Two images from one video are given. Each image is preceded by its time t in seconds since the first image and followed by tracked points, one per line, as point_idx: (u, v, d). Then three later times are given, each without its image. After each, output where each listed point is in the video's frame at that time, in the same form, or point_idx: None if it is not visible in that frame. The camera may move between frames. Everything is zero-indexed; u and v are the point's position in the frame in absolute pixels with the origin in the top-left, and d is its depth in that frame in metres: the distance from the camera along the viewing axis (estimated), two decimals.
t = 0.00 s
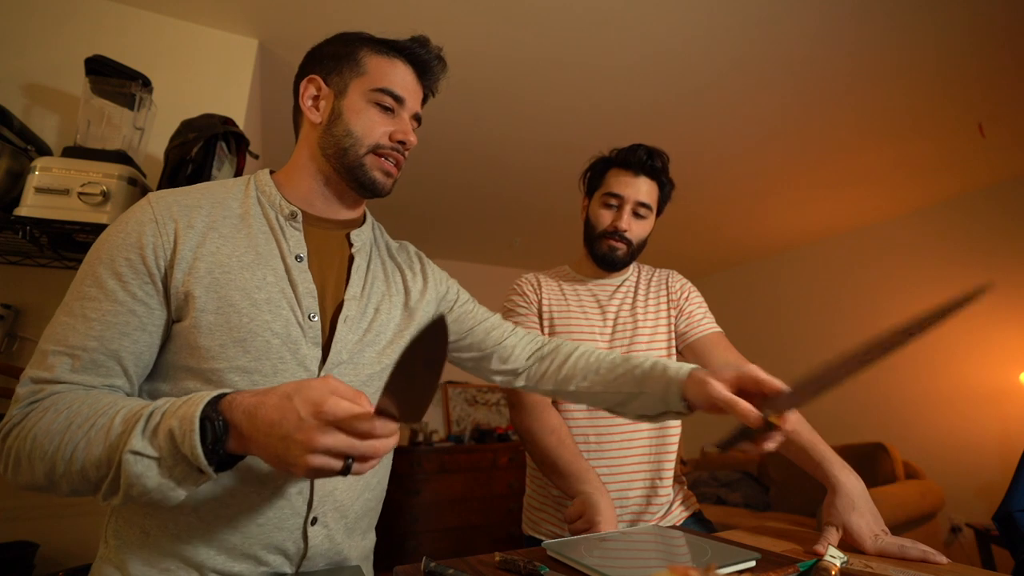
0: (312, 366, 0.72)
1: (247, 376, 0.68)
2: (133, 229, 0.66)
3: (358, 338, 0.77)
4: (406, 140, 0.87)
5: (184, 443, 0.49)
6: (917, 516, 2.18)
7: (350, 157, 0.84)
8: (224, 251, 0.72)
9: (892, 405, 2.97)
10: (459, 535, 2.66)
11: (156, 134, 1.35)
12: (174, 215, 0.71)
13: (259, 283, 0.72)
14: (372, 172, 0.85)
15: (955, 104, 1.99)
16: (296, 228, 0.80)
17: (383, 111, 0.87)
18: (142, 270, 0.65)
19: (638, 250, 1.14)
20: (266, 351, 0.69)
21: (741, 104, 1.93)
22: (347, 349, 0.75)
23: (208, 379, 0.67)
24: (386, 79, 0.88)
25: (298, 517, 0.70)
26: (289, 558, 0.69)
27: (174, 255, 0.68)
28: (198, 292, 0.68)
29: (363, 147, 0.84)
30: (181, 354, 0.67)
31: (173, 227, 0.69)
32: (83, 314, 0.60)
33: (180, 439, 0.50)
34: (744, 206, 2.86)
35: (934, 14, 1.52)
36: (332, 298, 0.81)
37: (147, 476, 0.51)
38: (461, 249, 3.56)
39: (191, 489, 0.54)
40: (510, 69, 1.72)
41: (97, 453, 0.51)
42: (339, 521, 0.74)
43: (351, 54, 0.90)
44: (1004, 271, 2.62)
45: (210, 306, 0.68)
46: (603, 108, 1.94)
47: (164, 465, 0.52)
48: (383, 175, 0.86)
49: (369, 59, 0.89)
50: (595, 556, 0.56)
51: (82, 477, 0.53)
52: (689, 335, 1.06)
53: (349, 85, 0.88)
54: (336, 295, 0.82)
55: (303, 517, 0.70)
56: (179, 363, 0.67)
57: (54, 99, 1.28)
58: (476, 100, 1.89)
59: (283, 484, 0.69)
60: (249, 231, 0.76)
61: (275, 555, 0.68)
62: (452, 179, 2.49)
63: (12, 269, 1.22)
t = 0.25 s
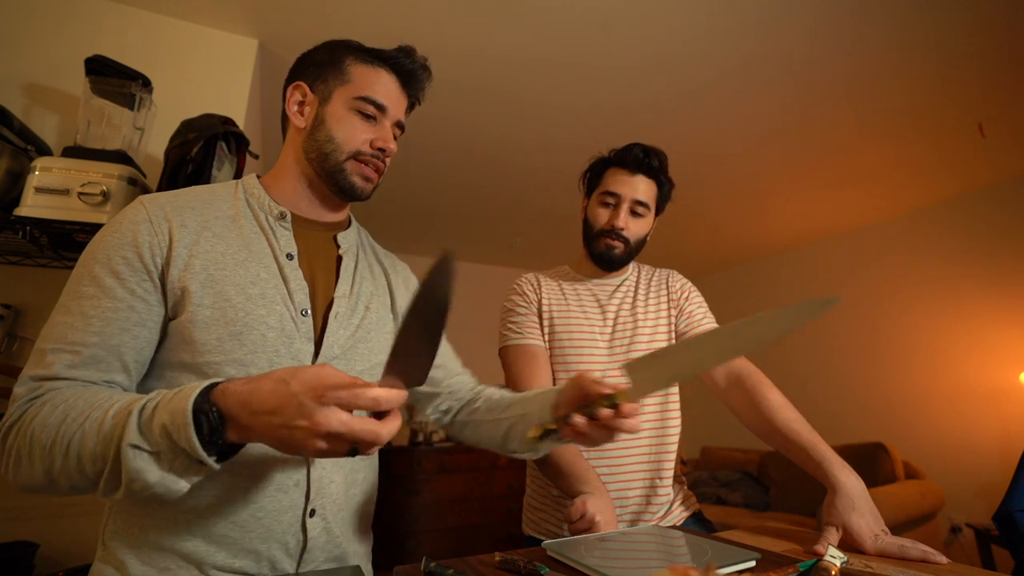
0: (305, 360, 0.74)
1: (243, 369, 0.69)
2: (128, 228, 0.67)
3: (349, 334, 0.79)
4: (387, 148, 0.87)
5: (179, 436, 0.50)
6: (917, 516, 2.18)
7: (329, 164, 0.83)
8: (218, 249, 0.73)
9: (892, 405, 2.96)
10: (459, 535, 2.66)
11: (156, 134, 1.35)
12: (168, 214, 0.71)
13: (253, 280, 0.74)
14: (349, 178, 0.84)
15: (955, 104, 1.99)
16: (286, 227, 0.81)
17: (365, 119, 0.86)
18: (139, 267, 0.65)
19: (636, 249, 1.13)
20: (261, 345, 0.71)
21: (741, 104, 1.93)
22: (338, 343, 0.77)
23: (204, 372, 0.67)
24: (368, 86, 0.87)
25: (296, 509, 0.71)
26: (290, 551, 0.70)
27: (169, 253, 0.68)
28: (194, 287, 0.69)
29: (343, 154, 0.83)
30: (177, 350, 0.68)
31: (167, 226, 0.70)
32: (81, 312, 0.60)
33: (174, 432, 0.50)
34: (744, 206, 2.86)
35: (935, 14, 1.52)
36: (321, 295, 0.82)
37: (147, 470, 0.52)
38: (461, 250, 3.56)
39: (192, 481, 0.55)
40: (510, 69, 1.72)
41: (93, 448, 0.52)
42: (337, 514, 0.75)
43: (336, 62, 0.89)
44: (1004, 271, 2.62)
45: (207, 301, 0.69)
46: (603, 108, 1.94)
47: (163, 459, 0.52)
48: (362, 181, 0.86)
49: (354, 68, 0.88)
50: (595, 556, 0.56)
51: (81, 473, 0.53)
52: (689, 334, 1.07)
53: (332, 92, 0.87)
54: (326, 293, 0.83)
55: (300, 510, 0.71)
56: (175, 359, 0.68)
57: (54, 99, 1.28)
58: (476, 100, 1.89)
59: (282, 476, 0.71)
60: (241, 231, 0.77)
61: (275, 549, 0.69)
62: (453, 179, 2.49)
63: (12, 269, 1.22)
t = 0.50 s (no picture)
0: (304, 358, 0.74)
1: (244, 367, 0.69)
2: (131, 228, 0.67)
3: (345, 333, 0.80)
4: (376, 162, 0.86)
5: (202, 435, 0.50)
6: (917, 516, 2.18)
7: (319, 178, 0.84)
8: (218, 249, 0.73)
9: (892, 405, 2.96)
10: (459, 535, 2.66)
11: (156, 134, 1.35)
12: (169, 215, 0.71)
13: (254, 278, 0.74)
14: (337, 191, 0.84)
15: (955, 104, 1.98)
16: (282, 230, 0.81)
17: (355, 133, 0.86)
18: (144, 266, 0.65)
19: (633, 249, 1.13)
20: (261, 342, 0.71)
21: (741, 104, 1.93)
22: (335, 341, 0.78)
23: (207, 368, 0.68)
24: (361, 100, 0.86)
25: (296, 504, 0.72)
26: (291, 545, 0.71)
27: (172, 251, 0.69)
28: (196, 285, 0.69)
29: (331, 167, 0.83)
30: (180, 347, 0.68)
31: (169, 226, 0.70)
32: (88, 309, 0.60)
33: (197, 432, 0.50)
34: (744, 206, 2.86)
35: (934, 14, 1.51)
36: (317, 296, 0.84)
37: (172, 468, 0.52)
38: (461, 249, 3.56)
39: (215, 477, 0.55)
40: (510, 68, 1.72)
41: (113, 448, 0.52)
42: (335, 508, 0.77)
43: (331, 73, 0.88)
44: (1004, 271, 2.62)
45: (209, 298, 0.69)
46: (603, 108, 1.94)
47: (186, 457, 0.53)
48: (351, 193, 0.86)
49: (347, 80, 0.87)
50: (595, 555, 0.56)
51: (99, 472, 0.53)
52: (690, 334, 1.06)
53: (325, 103, 0.86)
54: (321, 293, 0.84)
55: (300, 505, 0.72)
56: (178, 357, 0.68)
57: (54, 99, 1.28)
58: (476, 100, 1.89)
59: (283, 472, 0.71)
60: (239, 232, 0.77)
61: (277, 544, 0.69)
62: (453, 179, 2.49)
63: (12, 269, 1.22)
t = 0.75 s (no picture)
0: (303, 358, 0.74)
1: (246, 366, 0.70)
2: (134, 227, 0.67)
3: (341, 333, 0.81)
4: (362, 169, 0.86)
5: (226, 435, 0.51)
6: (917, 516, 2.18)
7: (306, 185, 0.84)
8: (219, 249, 0.74)
9: (893, 405, 2.96)
10: (459, 535, 2.67)
11: (156, 134, 1.35)
12: (170, 215, 0.71)
13: (254, 278, 0.75)
14: (324, 198, 0.84)
15: (955, 104, 1.98)
16: (280, 232, 0.82)
17: (342, 140, 0.85)
18: (148, 265, 0.65)
19: (631, 249, 1.13)
20: (262, 340, 0.72)
21: (742, 104, 1.93)
22: (332, 341, 0.80)
23: (208, 365, 0.68)
24: (349, 106, 0.85)
25: (296, 500, 0.73)
26: (291, 542, 0.71)
27: (174, 251, 0.69)
28: (199, 284, 0.69)
29: (318, 174, 0.83)
30: (182, 346, 0.68)
31: (171, 226, 0.71)
32: (94, 308, 0.60)
33: (222, 432, 0.51)
34: (744, 206, 2.86)
35: (935, 14, 1.51)
36: (314, 295, 0.85)
37: (192, 467, 0.52)
38: (461, 249, 3.56)
39: (231, 476, 0.56)
40: (510, 68, 1.72)
41: (134, 447, 0.53)
42: (331, 503, 0.77)
43: (322, 80, 0.88)
44: (1004, 271, 2.62)
45: (211, 297, 0.70)
46: (603, 108, 1.94)
47: (207, 455, 0.53)
48: (338, 200, 0.86)
49: (337, 87, 0.87)
50: (595, 556, 0.56)
51: (117, 471, 0.54)
52: (690, 334, 1.06)
53: (314, 110, 0.86)
54: (317, 293, 0.85)
55: (300, 500, 0.73)
56: (179, 355, 0.68)
57: (54, 99, 1.28)
58: (476, 100, 1.89)
59: (283, 467, 0.72)
60: (238, 233, 0.78)
61: (277, 540, 0.70)
62: (453, 179, 2.49)
63: (12, 269, 1.22)
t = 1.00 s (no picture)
0: (300, 357, 0.75)
1: (243, 364, 0.70)
2: (132, 225, 0.67)
3: (337, 332, 0.82)
4: (353, 168, 0.86)
5: (233, 426, 0.52)
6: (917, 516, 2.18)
7: (297, 186, 0.84)
8: (217, 249, 0.74)
9: (893, 405, 2.96)
10: (459, 535, 2.67)
11: (156, 134, 1.35)
12: (167, 214, 0.71)
13: (251, 277, 0.75)
14: (316, 199, 0.84)
15: (955, 104, 1.98)
16: (276, 232, 0.82)
17: (333, 139, 0.85)
18: (147, 263, 0.65)
19: (630, 250, 1.13)
20: (260, 339, 0.72)
21: (742, 104, 1.93)
22: (329, 340, 0.80)
23: (206, 364, 0.68)
24: (339, 107, 0.85)
25: (295, 497, 0.73)
26: (291, 540, 0.71)
27: (173, 250, 0.69)
28: (197, 283, 0.69)
29: (309, 174, 0.83)
30: (179, 344, 0.68)
31: (169, 225, 0.71)
32: (93, 305, 0.59)
33: (228, 423, 0.52)
34: (744, 206, 2.86)
35: (935, 14, 1.51)
36: (310, 295, 0.85)
37: (196, 459, 0.52)
38: (461, 249, 3.56)
39: (234, 470, 0.56)
40: (510, 69, 1.72)
41: (138, 440, 0.53)
42: (328, 501, 0.78)
43: (313, 81, 0.88)
44: (1004, 271, 2.62)
45: (209, 295, 0.70)
46: (603, 108, 1.94)
47: (211, 447, 0.53)
48: (330, 200, 0.86)
49: (328, 88, 0.87)
50: (594, 556, 0.56)
51: (119, 466, 0.54)
52: (690, 334, 1.06)
53: (305, 111, 0.86)
54: (313, 294, 0.86)
55: (299, 498, 0.73)
56: (177, 353, 0.68)
57: (54, 99, 1.28)
58: (476, 100, 1.89)
59: (281, 466, 0.72)
60: (235, 232, 0.78)
61: (277, 537, 0.70)
62: (453, 179, 2.49)
63: (12, 269, 1.22)
